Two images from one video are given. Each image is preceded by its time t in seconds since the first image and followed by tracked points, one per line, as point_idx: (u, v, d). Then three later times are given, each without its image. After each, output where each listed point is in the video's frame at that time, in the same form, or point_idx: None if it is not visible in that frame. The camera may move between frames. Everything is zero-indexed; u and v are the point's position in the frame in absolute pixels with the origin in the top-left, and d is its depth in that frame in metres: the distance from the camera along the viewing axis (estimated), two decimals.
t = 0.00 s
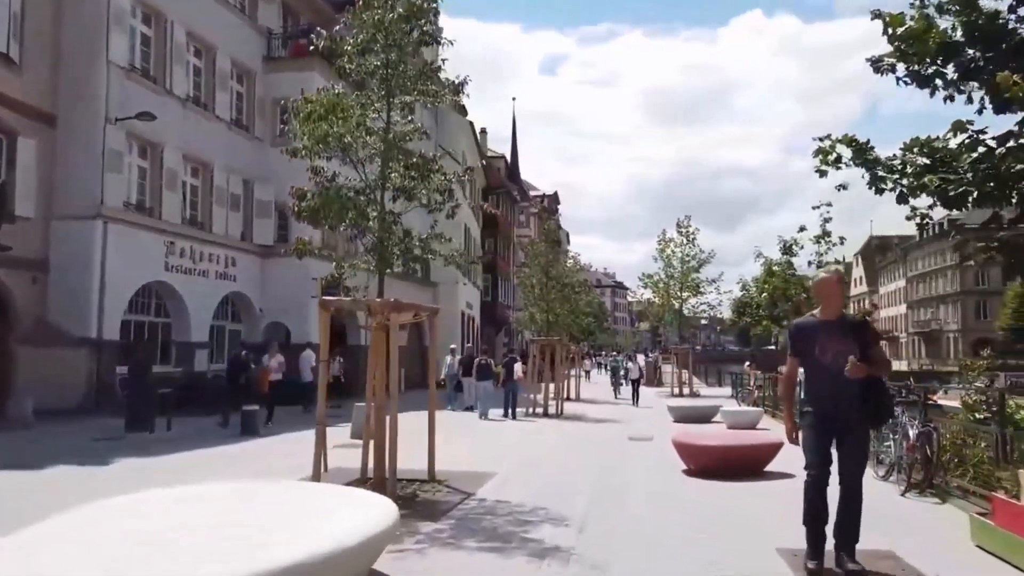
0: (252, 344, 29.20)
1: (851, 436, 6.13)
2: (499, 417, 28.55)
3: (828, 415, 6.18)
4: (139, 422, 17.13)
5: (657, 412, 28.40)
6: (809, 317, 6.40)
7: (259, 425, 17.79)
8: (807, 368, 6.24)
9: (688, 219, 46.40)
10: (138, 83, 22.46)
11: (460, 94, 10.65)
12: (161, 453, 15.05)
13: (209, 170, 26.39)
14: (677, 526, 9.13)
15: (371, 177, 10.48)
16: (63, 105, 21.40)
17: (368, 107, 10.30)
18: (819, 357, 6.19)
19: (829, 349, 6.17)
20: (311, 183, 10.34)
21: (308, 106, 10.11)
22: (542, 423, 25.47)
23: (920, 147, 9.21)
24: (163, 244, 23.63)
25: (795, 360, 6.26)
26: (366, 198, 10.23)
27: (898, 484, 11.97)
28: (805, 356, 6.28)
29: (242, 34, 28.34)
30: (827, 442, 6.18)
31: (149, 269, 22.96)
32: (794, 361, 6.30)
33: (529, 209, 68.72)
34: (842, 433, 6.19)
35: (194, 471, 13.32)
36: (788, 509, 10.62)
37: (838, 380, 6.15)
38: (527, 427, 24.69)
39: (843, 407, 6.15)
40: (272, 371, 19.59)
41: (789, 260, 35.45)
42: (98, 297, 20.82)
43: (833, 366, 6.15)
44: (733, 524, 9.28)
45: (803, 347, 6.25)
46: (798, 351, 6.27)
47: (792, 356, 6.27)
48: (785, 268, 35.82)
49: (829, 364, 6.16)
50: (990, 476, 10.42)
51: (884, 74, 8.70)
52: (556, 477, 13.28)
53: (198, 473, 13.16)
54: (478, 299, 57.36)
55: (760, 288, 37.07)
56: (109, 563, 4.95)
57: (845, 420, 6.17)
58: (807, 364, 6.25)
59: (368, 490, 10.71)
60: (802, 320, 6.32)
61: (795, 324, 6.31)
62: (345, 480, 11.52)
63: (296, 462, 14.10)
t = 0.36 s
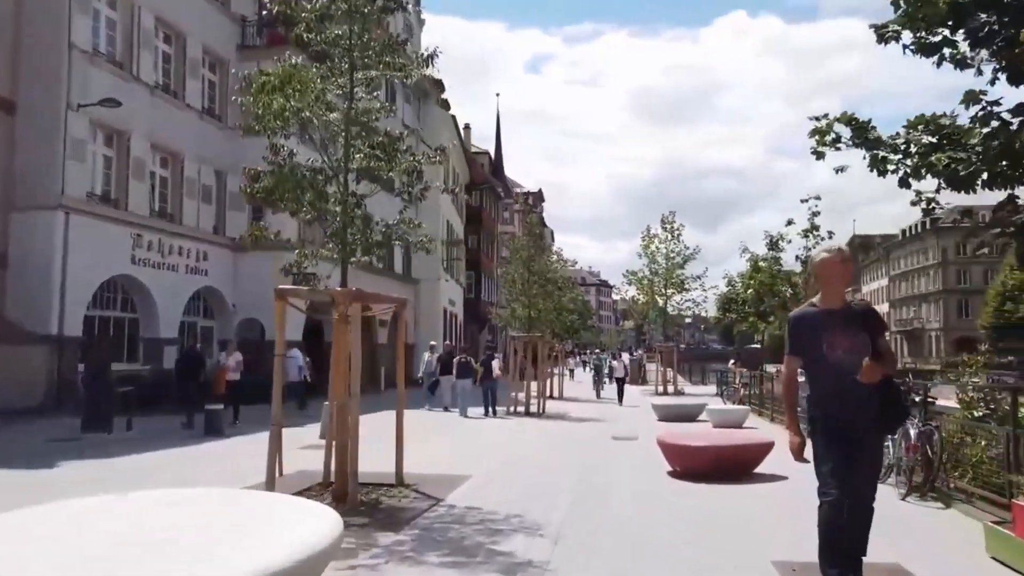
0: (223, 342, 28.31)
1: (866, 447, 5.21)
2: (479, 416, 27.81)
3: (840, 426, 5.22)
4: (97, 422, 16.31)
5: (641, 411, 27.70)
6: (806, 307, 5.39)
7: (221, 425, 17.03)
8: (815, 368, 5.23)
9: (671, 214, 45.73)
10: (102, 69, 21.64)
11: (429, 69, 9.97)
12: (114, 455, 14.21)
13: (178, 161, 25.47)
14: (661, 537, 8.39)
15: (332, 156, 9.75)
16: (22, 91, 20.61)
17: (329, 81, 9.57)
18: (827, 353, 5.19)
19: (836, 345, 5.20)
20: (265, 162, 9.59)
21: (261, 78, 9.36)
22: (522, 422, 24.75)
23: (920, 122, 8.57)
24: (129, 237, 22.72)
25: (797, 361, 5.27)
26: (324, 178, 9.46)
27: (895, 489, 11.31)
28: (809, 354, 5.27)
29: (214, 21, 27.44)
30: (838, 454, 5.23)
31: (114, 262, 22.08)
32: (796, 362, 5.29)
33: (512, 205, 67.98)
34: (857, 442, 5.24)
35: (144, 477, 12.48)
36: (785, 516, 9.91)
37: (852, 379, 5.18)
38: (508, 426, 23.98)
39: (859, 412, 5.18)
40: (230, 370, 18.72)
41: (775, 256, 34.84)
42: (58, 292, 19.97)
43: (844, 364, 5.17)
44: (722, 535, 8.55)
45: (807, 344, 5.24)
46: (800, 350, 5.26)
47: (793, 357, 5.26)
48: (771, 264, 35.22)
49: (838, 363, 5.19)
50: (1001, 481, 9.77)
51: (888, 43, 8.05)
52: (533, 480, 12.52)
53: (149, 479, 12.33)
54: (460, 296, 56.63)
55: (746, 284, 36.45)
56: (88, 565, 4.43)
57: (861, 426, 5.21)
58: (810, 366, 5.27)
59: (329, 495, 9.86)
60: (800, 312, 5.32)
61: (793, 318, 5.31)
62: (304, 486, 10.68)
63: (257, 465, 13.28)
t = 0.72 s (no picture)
0: (193, 342, 27.37)
1: (899, 458, 4.15)
2: (459, 418, 27.00)
3: (868, 436, 4.14)
4: (51, 427, 15.47)
5: (626, 413, 26.99)
6: (815, 290, 4.31)
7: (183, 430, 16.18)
8: (840, 366, 4.14)
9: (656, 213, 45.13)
10: (64, 55, 20.79)
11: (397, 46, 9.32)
12: (64, 463, 13.35)
13: (147, 153, 24.55)
14: (646, 556, 7.66)
15: (291, 136, 9.02)
16: None
17: (288, 56, 8.89)
18: (853, 346, 4.13)
19: (859, 337, 4.15)
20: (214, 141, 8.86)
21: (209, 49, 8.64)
22: (503, 424, 23.99)
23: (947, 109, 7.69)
24: (93, 231, 21.78)
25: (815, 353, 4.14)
26: (280, 161, 8.71)
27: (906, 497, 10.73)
28: (831, 348, 4.16)
29: (185, 9, 26.48)
30: (866, 473, 4.16)
31: (77, 257, 21.14)
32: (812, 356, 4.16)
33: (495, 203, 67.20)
34: (889, 458, 4.17)
35: (92, 487, 11.64)
36: (780, 531, 9.22)
37: (883, 379, 4.13)
38: (488, 429, 23.20)
39: (894, 419, 4.13)
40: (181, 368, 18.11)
41: (762, 254, 34.24)
42: (16, 290, 19.14)
43: (874, 359, 4.13)
44: (714, 556, 7.81)
45: (826, 333, 4.15)
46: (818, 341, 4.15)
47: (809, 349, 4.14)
48: (758, 263, 34.61)
49: (863, 359, 4.13)
50: (1015, 492, 9.13)
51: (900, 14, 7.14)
52: (511, 488, 11.76)
53: (96, 489, 11.49)
54: (443, 296, 55.81)
55: (732, 283, 35.86)
56: (87, 564, 4.33)
57: (892, 439, 4.15)
58: (828, 362, 4.17)
59: (286, 508, 8.94)
60: (811, 296, 4.24)
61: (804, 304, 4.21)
62: (261, 497, 9.79)
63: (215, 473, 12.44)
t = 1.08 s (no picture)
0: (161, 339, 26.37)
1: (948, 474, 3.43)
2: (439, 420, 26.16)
3: (914, 446, 3.40)
4: None
5: (611, 415, 26.22)
6: (853, 271, 3.60)
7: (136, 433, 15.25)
8: (882, 362, 3.42)
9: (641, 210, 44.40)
10: (22, 39, 19.81)
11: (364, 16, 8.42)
12: (5, 470, 12.45)
13: (113, 144, 23.53)
14: None
15: (242, 111, 8.20)
16: None
17: (240, 23, 8.03)
18: (900, 339, 3.42)
19: (907, 328, 3.43)
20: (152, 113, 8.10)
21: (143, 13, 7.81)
22: (483, 426, 23.15)
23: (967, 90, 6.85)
24: (54, 225, 20.79)
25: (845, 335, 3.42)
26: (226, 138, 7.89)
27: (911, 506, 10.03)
28: (871, 340, 3.44)
29: None
30: (912, 491, 3.44)
31: (36, 251, 20.16)
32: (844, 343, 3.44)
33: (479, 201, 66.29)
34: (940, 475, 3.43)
35: (29, 497, 10.74)
36: (776, 548, 8.43)
37: (934, 380, 3.41)
38: (466, 431, 22.36)
39: (948, 429, 3.41)
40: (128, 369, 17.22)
41: (749, 252, 33.56)
42: None
43: (924, 356, 3.41)
44: None
45: (863, 319, 3.43)
46: (853, 324, 3.43)
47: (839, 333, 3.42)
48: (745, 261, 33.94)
49: (912, 354, 3.41)
50: None
51: None
52: (486, 497, 10.90)
53: (35, 499, 10.58)
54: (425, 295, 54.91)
55: (719, 281, 35.16)
56: None
57: (946, 452, 3.42)
58: (867, 355, 3.44)
59: (234, 524, 8.01)
60: (847, 277, 3.53)
61: (839, 284, 3.49)
62: (210, 508, 8.86)
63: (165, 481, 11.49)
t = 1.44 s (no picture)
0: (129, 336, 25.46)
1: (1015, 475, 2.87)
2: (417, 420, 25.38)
3: (973, 437, 2.87)
4: None
5: (594, 415, 25.49)
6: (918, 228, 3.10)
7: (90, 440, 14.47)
8: (937, 335, 2.91)
9: (625, 207, 43.69)
10: None
11: None
12: None
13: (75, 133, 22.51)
14: None
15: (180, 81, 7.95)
16: None
17: None
18: (963, 313, 2.89)
19: (977, 301, 2.90)
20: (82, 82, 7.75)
21: None
22: (462, 427, 22.40)
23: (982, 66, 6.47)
24: (11, 217, 19.80)
25: (874, 299, 2.95)
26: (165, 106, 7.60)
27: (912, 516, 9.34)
28: (928, 309, 2.94)
29: None
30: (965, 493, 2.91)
31: None
32: (878, 309, 2.98)
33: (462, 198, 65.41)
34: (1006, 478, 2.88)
35: None
36: (768, 560, 7.79)
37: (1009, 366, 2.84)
38: (445, 433, 21.61)
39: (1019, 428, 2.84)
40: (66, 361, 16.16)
41: (735, 249, 32.90)
42: None
43: (993, 336, 2.86)
44: None
45: (913, 282, 2.93)
46: (895, 289, 2.94)
47: (872, 297, 2.95)
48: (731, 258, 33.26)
49: (979, 333, 2.87)
50: None
51: None
52: (457, 507, 10.19)
53: None
54: (406, 293, 54.05)
55: (704, 278, 34.47)
56: None
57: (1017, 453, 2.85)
58: (921, 325, 2.95)
59: (171, 540, 7.19)
60: (907, 231, 3.03)
61: (893, 238, 2.99)
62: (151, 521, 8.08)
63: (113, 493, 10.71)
